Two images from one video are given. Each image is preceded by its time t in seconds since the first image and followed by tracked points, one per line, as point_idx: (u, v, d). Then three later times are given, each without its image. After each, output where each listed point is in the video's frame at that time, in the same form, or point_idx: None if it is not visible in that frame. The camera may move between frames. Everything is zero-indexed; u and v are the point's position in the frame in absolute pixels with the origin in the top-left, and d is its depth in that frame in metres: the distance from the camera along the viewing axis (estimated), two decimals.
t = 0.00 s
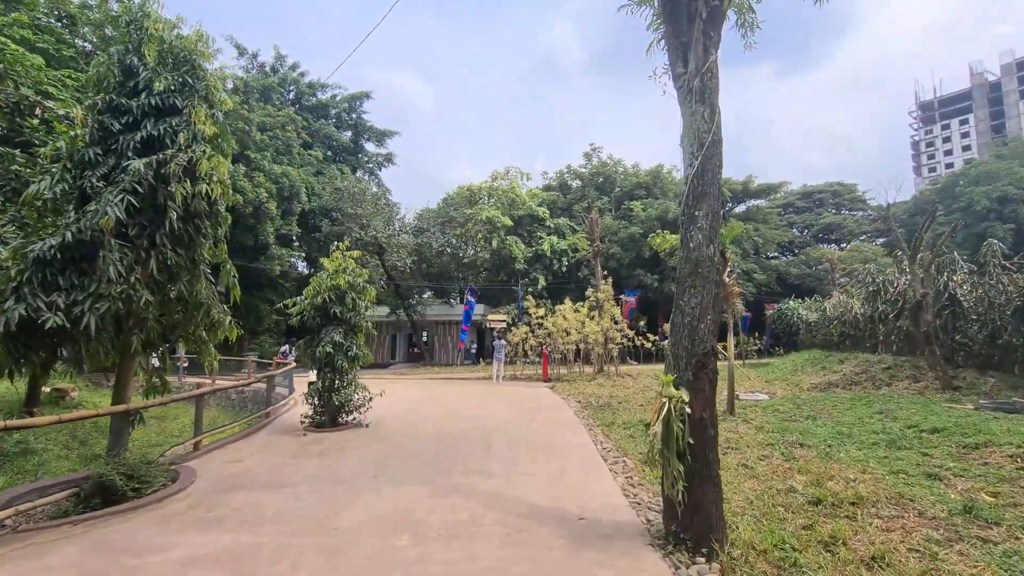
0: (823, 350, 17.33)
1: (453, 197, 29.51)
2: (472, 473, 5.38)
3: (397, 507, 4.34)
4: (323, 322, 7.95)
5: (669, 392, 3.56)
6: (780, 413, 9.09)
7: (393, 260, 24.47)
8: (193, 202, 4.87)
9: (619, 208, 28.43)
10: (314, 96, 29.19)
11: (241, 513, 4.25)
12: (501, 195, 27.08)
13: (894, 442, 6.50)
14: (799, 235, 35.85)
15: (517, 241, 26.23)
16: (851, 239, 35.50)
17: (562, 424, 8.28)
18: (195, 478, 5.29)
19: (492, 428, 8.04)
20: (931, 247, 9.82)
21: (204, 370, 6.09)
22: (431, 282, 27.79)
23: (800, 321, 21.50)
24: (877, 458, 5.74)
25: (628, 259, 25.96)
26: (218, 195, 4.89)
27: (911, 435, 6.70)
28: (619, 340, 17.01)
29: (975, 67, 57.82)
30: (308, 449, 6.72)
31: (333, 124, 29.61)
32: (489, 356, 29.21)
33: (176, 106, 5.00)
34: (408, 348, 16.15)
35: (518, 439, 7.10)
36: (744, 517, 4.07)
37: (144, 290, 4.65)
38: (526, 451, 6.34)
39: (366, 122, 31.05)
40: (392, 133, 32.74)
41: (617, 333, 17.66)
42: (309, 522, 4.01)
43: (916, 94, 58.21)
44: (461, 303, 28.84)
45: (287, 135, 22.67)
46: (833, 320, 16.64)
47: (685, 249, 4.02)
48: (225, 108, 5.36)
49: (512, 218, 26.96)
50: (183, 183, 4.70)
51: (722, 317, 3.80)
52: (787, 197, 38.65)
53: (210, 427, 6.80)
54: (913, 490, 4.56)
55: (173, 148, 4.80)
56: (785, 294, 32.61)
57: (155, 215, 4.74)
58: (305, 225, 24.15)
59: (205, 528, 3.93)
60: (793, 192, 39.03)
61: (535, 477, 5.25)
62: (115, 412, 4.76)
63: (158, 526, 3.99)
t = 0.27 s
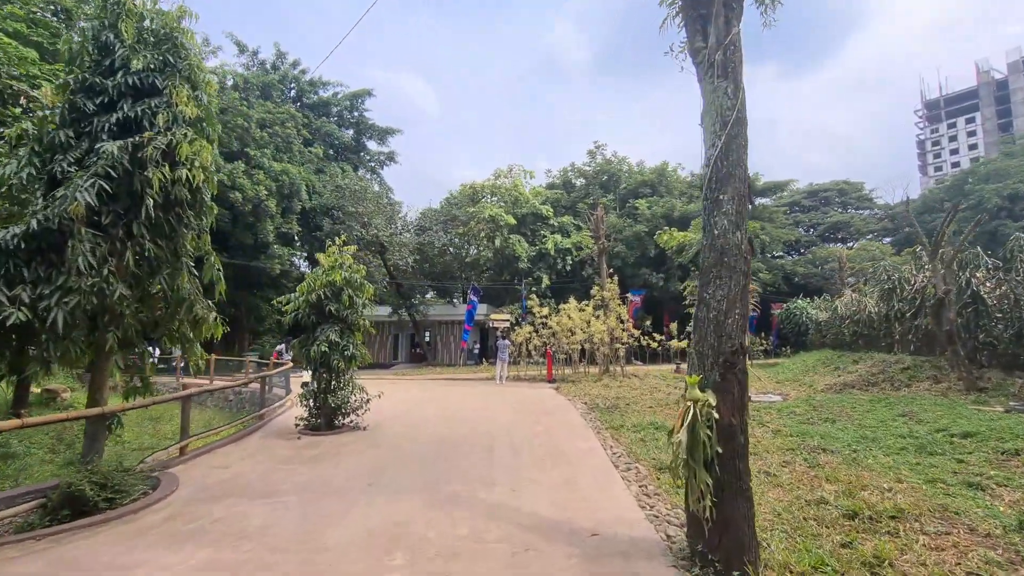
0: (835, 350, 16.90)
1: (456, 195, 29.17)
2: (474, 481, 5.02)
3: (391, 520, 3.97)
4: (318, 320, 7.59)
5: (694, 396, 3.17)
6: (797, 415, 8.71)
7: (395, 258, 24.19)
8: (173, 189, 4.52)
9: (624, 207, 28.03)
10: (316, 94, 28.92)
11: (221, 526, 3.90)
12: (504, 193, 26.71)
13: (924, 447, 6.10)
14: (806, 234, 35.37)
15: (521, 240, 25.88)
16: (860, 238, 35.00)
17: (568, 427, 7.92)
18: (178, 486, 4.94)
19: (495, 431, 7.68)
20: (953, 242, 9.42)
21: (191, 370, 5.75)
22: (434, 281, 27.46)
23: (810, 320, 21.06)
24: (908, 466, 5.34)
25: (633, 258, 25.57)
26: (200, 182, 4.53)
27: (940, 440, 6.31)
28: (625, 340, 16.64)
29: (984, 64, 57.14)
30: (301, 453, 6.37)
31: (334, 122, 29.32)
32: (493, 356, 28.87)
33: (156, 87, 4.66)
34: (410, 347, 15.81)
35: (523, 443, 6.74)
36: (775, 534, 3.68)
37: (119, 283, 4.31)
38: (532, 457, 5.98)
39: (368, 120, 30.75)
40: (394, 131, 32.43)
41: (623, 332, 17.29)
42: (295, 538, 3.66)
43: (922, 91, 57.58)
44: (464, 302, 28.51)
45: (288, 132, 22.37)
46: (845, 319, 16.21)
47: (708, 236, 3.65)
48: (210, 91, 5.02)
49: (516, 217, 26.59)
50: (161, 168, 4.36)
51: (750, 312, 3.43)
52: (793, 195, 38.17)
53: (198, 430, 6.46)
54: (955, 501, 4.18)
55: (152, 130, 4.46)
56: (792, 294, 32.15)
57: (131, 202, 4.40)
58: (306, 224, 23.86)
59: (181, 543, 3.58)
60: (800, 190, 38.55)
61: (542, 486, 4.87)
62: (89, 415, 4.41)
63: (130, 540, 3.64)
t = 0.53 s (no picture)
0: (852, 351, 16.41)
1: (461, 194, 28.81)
2: (480, 496, 4.64)
3: (388, 545, 3.60)
4: (316, 321, 7.25)
5: (731, 408, 2.75)
6: (819, 421, 8.29)
7: (400, 258, 23.88)
8: (153, 179, 4.18)
9: (632, 205, 27.58)
10: (320, 93, 28.67)
11: (201, 549, 3.54)
12: (509, 191, 26.31)
13: (964, 458, 5.66)
14: (817, 232, 34.76)
15: (527, 239, 25.50)
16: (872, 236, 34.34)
17: (579, 434, 7.53)
18: (162, 500, 4.60)
19: (502, 438, 7.30)
20: (983, 237, 8.95)
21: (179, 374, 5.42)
22: (438, 281, 27.13)
23: (824, 321, 20.55)
24: (952, 478, 4.94)
25: (641, 257, 25.12)
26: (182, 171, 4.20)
27: (981, 449, 5.88)
28: (634, 341, 16.21)
29: (996, 60, 56.16)
30: (297, 462, 6.02)
31: (338, 121, 29.04)
32: (499, 357, 28.52)
33: (135, 70, 4.33)
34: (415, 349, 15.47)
35: (531, 452, 6.35)
36: (820, 563, 3.27)
37: (94, 281, 3.96)
38: (541, 468, 5.59)
39: (372, 119, 30.46)
40: (399, 130, 32.13)
41: (632, 333, 16.86)
42: (281, 564, 3.30)
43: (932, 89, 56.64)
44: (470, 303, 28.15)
45: (290, 130, 22.09)
46: (862, 320, 15.72)
47: (742, 227, 3.25)
48: (195, 76, 4.69)
49: (521, 216, 26.20)
50: (138, 156, 4.02)
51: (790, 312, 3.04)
52: (803, 193, 37.55)
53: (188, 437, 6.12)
54: (1015, 524, 3.76)
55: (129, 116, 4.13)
56: (803, 294, 31.58)
57: (107, 194, 4.07)
58: (310, 223, 23.59)
59: (156, 571, 3.23)
60: (810, 188, 37.93)
61: (554, 502, 4.48)
62: (62, 425, 4.07)
63: (101, 566, 3.30)
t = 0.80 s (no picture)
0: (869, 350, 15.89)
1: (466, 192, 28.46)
2: (486, 505, 4.26)
3: (383, 561, 3.23)
4: (313, 316, 6.92)
5: (777, 411, 2.35)
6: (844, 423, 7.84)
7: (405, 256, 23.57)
8: (128, 159, 3.83)
9: (640, 202, 27.11)
10: (324, 90, 28.39)
11: (176, 564, 3.20)
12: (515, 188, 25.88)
13: (1011, 464, 5.22)
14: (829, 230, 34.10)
15: (534, 237, 25.10)
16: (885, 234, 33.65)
17: (590, 436, 7.14)
18: (142, 507, 4.27)
19: (508, 440, 6.93)
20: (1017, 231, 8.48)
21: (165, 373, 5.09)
22: (444, 280, 26.80)
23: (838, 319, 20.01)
24: (1001, 488, 4.52)
25: (650, 255, 24.66)
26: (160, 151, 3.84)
27: None
28: (644, 340, 15.78)
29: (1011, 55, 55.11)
30: (291, 465, 5.68)
31: (343, 118, 28.76)
32: (505, 356, 28.13)
33: (112, 42, 4.00)
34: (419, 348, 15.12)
35: (540, 456, 5.97)
36: None
37: (60, 269, 3.62)
38: (551, 473, 5.22)
39: (376, 116, 30.15)
40: (404, 127, 31.80)
41: (642, 332, 16.43)
42: None
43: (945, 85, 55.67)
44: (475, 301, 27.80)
45: (294, 126, 21.81)
46: (880, 318, 15.21)
47: (782, 204, 2.86)
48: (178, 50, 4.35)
49: (528, 213, 25.79)
50: (111, 133, 3.67)
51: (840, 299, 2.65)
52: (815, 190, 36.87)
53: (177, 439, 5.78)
54: None
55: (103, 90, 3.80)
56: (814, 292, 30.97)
57: (78, 174, 3.73)
58: (314, 221, 23.32)
59: None
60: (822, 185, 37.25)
61: (565, 512, 4.11)
62: (30, 427, 3.71)
63: None
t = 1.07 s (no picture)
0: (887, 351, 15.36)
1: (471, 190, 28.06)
2: (492, 523, 3.86)
3: None
4: (308, 316, 6.53)
5: (850, 429, 1.91)
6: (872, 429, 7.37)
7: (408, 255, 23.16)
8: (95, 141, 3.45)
9: (648, 200, 26.61)
10: (326, 87, 28.06)
11: None
12: (521, 185, 25.42)
13: None
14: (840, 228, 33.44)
15: (539, 235, 24.67)
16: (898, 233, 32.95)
17: (602, 443, 6.73)
18: (117, 522, 3.92)
19: (516, 447, 6.53)
20: None
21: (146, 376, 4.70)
22: (448, 279, 26.41)
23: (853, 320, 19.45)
24: None
25: (658, 253, 24.18)
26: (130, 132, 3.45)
27: None
28: (654, 341, 15.33)
29: None
30: (283, 474, 5.32)
31: (346, 116, 28.42)
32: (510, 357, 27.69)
33: (79, 13, 3.63)
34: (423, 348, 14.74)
35: (550, 465, 5.56)
36: None
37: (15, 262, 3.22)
38: (563, 485, 4.82)
39: (380, 114, 29.79)
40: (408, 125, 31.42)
41: (651, 332, 15.97)
42: None
43: (954, 82, 54.83)
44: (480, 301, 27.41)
45: (295, 123, 21.46)
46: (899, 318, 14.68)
47: (844, 183, 2.47)
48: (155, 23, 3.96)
49: (533, 211, 25.36)
50: (72, 110, 3.28)
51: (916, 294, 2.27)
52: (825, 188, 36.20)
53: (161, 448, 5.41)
54: None
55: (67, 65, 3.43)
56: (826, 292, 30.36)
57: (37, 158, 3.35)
58: (316, 219, 22.98)
59: None
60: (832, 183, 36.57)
61: (580, 532, 3.71)
62: None
63: None
